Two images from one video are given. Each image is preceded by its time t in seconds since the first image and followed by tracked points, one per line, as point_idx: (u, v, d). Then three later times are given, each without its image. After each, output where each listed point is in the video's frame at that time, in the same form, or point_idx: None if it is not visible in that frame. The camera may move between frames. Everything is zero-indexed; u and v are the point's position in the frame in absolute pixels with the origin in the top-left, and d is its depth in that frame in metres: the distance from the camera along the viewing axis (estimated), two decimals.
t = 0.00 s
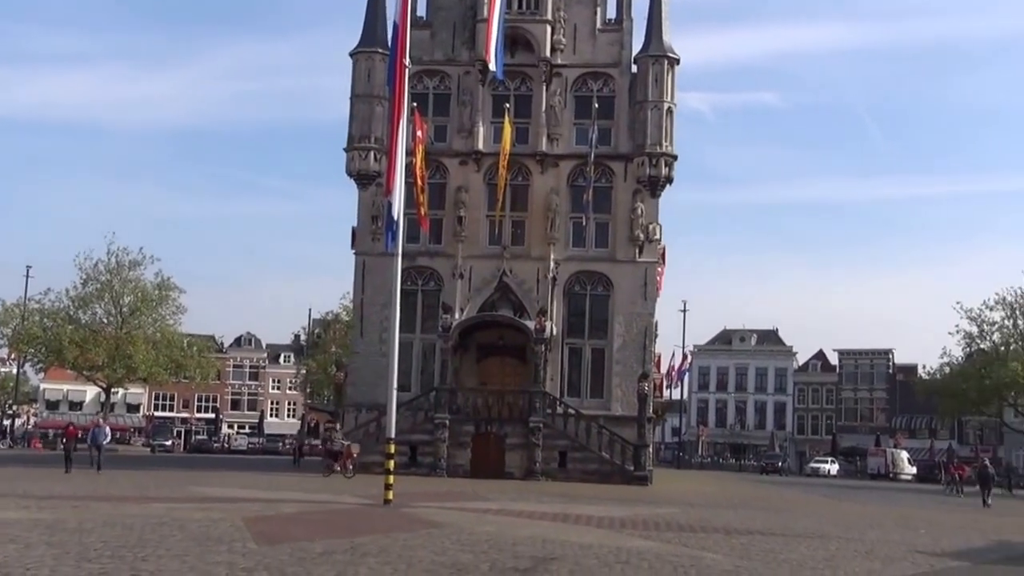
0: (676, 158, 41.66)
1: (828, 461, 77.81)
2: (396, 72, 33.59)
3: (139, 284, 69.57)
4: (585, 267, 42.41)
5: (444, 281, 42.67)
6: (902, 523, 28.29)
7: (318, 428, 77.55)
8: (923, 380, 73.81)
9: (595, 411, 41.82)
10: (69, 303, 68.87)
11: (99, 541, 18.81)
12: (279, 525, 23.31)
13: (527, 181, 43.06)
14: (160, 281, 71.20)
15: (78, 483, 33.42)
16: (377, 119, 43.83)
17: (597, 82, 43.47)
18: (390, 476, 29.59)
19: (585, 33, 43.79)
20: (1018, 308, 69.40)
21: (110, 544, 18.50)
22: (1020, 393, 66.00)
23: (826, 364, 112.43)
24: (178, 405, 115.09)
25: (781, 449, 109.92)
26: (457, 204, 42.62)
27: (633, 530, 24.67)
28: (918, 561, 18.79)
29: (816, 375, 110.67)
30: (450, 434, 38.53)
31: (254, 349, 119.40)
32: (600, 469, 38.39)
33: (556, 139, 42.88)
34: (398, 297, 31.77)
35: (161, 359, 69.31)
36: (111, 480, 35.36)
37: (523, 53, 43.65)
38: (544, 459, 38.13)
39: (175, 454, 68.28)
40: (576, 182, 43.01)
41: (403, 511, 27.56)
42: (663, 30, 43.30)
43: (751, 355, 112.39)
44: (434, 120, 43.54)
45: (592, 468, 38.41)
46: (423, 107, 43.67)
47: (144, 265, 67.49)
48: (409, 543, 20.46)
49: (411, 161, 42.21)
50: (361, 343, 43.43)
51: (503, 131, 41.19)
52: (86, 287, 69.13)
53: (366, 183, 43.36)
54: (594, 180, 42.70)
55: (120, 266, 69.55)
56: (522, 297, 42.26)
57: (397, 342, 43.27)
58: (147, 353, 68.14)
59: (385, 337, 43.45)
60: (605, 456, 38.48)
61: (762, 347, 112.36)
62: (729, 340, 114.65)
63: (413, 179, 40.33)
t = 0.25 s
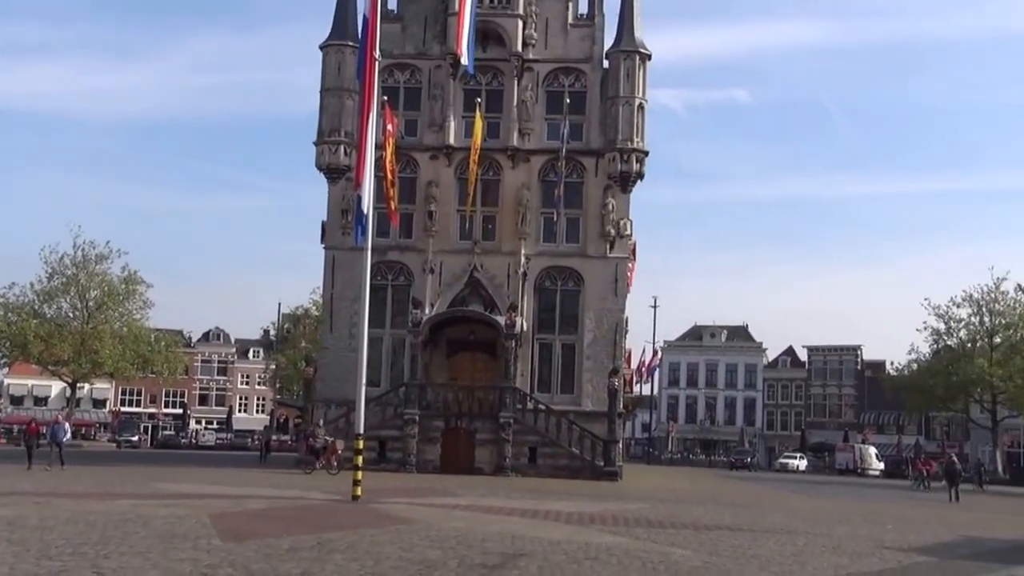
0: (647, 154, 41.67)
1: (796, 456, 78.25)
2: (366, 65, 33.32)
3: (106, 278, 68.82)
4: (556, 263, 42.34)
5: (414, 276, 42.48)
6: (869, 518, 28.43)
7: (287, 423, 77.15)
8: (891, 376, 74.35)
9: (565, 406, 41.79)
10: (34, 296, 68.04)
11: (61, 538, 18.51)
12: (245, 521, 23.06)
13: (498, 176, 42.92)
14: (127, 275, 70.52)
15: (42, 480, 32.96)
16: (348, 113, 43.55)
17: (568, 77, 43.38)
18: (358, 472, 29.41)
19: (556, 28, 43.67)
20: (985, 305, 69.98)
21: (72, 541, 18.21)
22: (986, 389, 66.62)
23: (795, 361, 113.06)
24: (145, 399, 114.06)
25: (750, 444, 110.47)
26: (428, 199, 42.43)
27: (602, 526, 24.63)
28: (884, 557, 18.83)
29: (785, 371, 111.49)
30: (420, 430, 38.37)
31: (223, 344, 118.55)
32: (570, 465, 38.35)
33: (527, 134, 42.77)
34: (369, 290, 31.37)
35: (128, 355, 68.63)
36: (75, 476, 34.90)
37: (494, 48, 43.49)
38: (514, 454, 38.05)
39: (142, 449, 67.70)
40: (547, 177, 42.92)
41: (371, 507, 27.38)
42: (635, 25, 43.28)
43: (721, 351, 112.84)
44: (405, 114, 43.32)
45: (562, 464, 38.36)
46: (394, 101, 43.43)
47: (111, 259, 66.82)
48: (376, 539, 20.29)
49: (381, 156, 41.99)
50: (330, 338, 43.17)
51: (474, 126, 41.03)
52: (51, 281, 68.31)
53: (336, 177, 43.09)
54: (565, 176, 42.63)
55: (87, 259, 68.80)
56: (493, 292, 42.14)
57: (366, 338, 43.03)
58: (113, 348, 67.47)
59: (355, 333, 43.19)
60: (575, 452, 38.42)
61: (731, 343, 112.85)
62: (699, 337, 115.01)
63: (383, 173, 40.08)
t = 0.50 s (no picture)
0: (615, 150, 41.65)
1: (762, 452, 78.72)
2: (333, 59, 33.02)
3: (69, 273, 68.07)
4: (523, 259, 42.25)
5: (381, 271, 42.25)
6: (834, 513, 28.56)
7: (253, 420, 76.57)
8: (856, 373, 74.92)
9: (532, 402, 41.72)
10: None
11: (19, 536, 18.16)
12: (209, 518, 22.76)
13: (466, 171, 42.75)
14: (90, 270, 69.77)
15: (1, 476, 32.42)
16: (315, 107, 43.21)
17: (537, 72, 43.27)
18: (324, 469, 29.14)
19: (525, 22, 43.54)
20: (949, 302, 70.64)
21: (30, 539, 17.89)
22: (950, 385, 67.31)
23: (761, 357, 113.69)
24: (108, 395, 112.87)
25: (717, 440, 111.04)
26: (395, 193, 42.21)
27: (569, 522, 24.55)
28: (850, 552, 18.88)
29: (752, 366, 111.97)
30: (386, 426, 38.16)
31: (188, 339, 117.54)
32: (537, 461, 38.28)
33: (495, 129, 42.63)
34: (334, 285, 31.09)
35: (91, 350, 67.77)
36: (35, 473, 34.38)
37: (463, 42, 43.30)
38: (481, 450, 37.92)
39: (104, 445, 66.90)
40: (515, 172, 42.82)
41: (337, 504, 27.15)
42: (603, 21, 43.24)
43: (688, 347, 113.23)
44: (372, 108, 43.05)
45: (529, 459, 38.28)
46: (362, 95, 43.14)
47: (74, 253, 66.08)
48: (341, 536, 20.09)
49: (348, 150, 41.70)
50: (297, 333, 42.83)
51: (442, 121, 40.83)
52: (13, 276, 67.43)
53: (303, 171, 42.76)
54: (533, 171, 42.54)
55: (49, 254, 68.06)
56: (460, 288, 41.98)
57: (333, 333, 42.74)
58: (75, 343, 66.58)
59: (321, 328, 42.91)
60: (541, 448, 38.34)
61: (698, 339, 113.32)
62: (667, 333, 115.27)
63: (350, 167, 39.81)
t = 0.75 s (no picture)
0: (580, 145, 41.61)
1: (725, 447, 79.18)
2: (296, 51, 32.72)
3: (27, 266, 67.22)
4: (488, 254, 42.12)
5: (344, 266, 41.97)
6: (797, 508, 28.68)
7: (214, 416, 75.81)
8: (818, 369, 75.48)
9: (496, 397, 41.61)
10: None
11: None
12: (169, 515, 22.47)
13: (430, 165, 42.54)
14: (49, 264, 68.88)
15: None
16: (277, 100, 42.80)
17: (502, 67, 43.11)
18: (286, 464, 28.85)
19: (490, 16, 43.34)
20: (911, 298, 71.31)
21: None
22: (912, 380, 67.98)
23: (724, 352, 114.25)
24: (67, 390, 111.51)
25: (680, 435, 111.54)
26: (359, 187, 41.93)
27: (533, 518, 24.47)
28: (813, 547, 18.92)
29: (716, 362, 112.63)
30: (349, 422, 37.92)
31: (148, 334, 116.34)
32: (500, 456, 38.18)
33: (459, 124, 42.45)
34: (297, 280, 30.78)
35: (49, 344, 66.76)
36: None
37: (427, 36, 43.06)
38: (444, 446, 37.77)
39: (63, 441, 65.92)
40: (479, 167, 42.66)
41: (299, 500, 26.92)
42: (568, 16, 43.15)
43: (652, 343, 113.55)
44: (336, 102, 42.71)
45: (492, 455, 38.17)
46: (325, 89, 42.79)
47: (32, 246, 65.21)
48: (303, 534, 19.90)
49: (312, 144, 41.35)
50: (259, 328, 42.45)
51: (406, 115, 40.59)
52: None
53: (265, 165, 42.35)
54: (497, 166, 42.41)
55: (7, 247, 67.20)
56: (424, 283, 41.78)
57: (295, 328, 42.39)
58: (34, 338, 65.43)
59: (284, 323, 42.55)
60: (505, 443, 38.25)
61: (662, 335, 113.69)
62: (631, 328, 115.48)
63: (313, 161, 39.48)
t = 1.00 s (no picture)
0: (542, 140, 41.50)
1: (686, 443, 79.51)
2: (255, 43, 32.26)
3: None
4: (449, 249, 41.91)
5: (304, 261, 41.60)
6: (757, 503, 28.75)
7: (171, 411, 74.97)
8: (778, 364, 75.92)
9: (457, 393, 41.44)
10: None
11: None
12: (124, 513, 22.08)
13: (391, 159, 42.24)
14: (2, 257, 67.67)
15: None
16: (236, 92, 42.29)
17: (464, 60, 42.88)
18: (244, 460, 28.45)
19: (452, 10, 43.08)
20: (870, 294, 71.99)
21: None
22: (871, 375, 68.65)
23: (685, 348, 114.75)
24: (21, 386, 109.78)
25: (641, 430, 111.87)
26: (319, 181, 41.56)
27: (494, 514, 24.32)
28: (773, 542, 18.92)
29: (676, 358, 113.26)
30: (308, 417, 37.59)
31: (105, 329, 114.82)
32: (461, 451, 38.02)
33: (421, 117, 42.19)
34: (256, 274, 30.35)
35: (3, 339, 65.65)
36: None
37: (388, 29, 42.74)
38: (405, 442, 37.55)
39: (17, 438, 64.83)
40: (440, 161, 42.42)
41: (257, 496, 26.58)
42: (530, 10, 43.01)
43: (613, 338, 113.78)
44: (295, 94, 42.28)
45: (453, 450, 38.01)
46: (285, 81, 42.35)
47: None
48: (261, 530, 19.61)
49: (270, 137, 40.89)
50: (217, 323, 41.95)
51: (367, 108, 40.25)
52: None
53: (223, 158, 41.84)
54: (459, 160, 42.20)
55: None
56: (384, 277, 41.50)
57: (254, 322, 41.94)
58: None
59: (242, 317, 42.10)
60: (466, 439, 38.09)
61: (623, 330, 113.95)
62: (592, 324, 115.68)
63: (272, 154, 39.07)
